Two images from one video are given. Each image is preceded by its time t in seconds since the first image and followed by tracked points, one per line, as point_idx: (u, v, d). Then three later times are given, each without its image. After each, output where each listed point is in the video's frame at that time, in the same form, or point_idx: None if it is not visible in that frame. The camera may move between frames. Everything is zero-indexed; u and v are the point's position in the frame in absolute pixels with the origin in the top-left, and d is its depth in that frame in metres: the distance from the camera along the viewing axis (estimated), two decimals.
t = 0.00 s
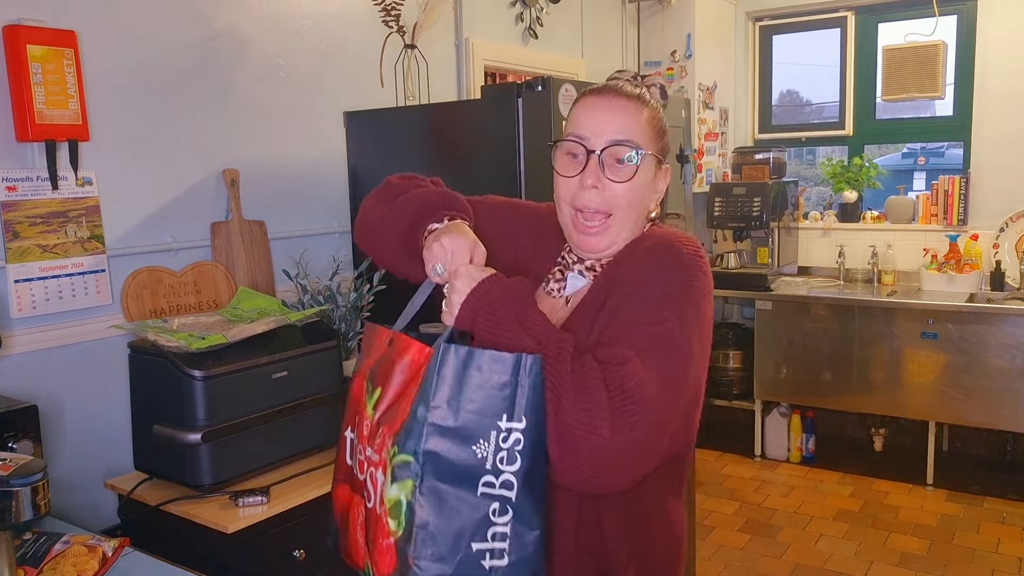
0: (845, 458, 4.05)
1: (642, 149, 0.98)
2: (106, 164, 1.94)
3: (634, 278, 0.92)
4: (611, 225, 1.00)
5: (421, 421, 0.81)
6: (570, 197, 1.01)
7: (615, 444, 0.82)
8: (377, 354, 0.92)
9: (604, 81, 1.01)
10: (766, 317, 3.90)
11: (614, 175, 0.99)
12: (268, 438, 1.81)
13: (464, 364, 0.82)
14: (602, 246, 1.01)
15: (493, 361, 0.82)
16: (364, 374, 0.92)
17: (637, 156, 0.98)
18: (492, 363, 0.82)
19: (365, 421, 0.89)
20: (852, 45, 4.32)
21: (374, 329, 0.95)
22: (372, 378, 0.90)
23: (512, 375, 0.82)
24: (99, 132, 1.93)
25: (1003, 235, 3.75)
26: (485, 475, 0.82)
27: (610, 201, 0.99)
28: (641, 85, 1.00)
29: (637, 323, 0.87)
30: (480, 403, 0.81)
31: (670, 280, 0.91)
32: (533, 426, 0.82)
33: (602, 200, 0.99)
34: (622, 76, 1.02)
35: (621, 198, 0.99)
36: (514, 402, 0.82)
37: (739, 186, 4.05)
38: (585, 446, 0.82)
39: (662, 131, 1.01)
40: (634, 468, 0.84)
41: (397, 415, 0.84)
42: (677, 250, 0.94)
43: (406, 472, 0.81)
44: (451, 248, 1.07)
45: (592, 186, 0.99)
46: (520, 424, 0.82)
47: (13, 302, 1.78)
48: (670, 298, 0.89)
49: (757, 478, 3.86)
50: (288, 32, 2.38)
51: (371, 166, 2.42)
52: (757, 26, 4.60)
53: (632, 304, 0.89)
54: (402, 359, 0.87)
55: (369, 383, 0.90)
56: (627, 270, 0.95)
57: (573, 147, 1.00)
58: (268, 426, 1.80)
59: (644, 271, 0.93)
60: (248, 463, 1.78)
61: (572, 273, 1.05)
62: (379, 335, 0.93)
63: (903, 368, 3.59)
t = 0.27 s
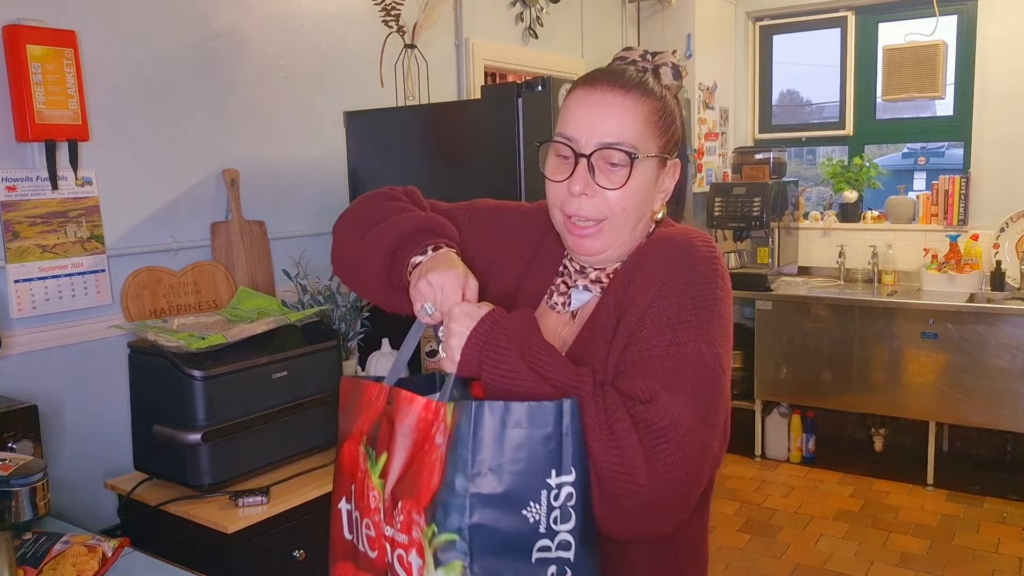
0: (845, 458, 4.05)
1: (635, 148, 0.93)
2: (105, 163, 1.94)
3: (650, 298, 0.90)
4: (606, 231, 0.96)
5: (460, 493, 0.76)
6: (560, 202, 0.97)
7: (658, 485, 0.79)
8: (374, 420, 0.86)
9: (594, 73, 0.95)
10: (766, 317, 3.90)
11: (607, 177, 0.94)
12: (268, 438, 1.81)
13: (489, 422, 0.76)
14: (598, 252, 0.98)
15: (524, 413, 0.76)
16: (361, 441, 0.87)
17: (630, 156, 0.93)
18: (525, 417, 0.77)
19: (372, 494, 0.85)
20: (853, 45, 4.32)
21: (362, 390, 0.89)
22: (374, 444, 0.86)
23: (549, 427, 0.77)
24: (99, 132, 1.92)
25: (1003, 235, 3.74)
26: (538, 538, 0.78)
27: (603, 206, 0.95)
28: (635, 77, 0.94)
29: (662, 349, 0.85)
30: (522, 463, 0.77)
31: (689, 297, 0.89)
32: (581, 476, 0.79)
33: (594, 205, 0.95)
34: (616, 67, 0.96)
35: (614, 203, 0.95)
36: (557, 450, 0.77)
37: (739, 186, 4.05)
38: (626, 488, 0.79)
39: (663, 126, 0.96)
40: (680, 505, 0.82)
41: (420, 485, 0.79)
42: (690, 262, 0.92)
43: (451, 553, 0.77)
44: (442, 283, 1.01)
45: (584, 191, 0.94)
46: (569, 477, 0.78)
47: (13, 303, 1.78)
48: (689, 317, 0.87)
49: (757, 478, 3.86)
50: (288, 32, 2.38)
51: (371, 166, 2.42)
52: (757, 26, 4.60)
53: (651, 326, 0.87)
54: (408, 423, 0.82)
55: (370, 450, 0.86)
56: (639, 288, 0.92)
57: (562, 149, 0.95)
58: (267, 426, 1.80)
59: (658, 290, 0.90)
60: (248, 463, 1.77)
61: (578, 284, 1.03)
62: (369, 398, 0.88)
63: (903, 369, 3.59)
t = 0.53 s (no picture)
0: (845, 458, 4.05)
1: (647, 138, 0.92)
2: (105, 164, 1.94)
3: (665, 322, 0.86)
4: (619, 231, 0.93)
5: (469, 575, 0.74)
6: (569, 200, 0.94)
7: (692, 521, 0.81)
8: (366, 468, 0.84)
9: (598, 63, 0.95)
10: (766, 317, 3.89)
11: (618, 170, 0.92)
12: (268, 439, 1.81)
13: (498, 502, 0.73)
14: (609, 255, 0.93)
15: (538, 489, 0.73)
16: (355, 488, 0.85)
17: (642, 146, 0.92)
18: (539, 495, 0.73)
19: (367, 547, 0.85)
20: (853, 45, 4.32)
21: (353, 431, 0.86)
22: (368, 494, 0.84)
23: (565, 499, 0.74)
24: (99, 132, 1.92)
25: (1003, 235, 3.74)
26: None
27: (616, 202, 0.92)
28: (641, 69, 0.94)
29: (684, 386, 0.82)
30: (537, 540, 0.74)
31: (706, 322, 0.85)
32: (599, 547, 0.77)
33: (606, 201, 0.92)
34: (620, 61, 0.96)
35: (627, 199, 0.92)
36: (571, 525, 0.75)
37: (739, 186, 4.05)
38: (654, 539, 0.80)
39: (670, 119, 0.96)
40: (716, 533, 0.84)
41: (422, 554, 0.78)
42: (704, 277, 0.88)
43: None
44: (432, 315, 0.97)
45: (596, 187, 0.91)
46: (587, 550, 0.76)
47: (13, 302, 1.78)
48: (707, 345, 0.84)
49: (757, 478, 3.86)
50: (287, 32, 2.38)
51: (371, 165, 2.42)
52: (757, 26, 4.60)
53: (667, 356, 0.83)
54: (409, 486, 0.80)
55: (363, 499, 0.85)
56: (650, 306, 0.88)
57: (570, 142, 0.94)
58: (267, 426, 1.80)
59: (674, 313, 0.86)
60: (247, 463, 1.77)
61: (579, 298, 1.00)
62: (359, 441, 0.85)
63: (903, 369, 3.58)
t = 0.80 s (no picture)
0: (845, 458, 4.05)
1: (639, 142, 0.95)
2: (105, 164, 1.94)
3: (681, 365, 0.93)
4: (614, 235, 0.96)
5: None
6: (564, 205, 0.96)
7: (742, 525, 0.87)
8: (346, 492, 0.82)
9: (589, 63, 0.98)
10: (766, 317, 3.89)
11: (613, 173, 0.95)
12: (267, 439, 1.81)
13: (489, 547, 0.75)
14: (602, 262, 0.96)
15: (528, 534, 0.76)
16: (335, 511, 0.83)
17: (635, 149, 0.95)
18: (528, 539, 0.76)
19: (350, 571, 0.82)
20: (853, 45, 4.32)
21: (331, 453, 0.84)
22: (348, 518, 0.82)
23: (554, 537, 0.77)
24: (99, 133, 1.92)
25: (1003, 235, 3.74)
26: None
27: (612, 204, 0.95)
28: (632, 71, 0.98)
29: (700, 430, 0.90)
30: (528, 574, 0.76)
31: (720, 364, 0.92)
32: None
33: (602, 204, 0.95)
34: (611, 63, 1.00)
35: (622, 202, 0.95)
36: (561, 561, 0.78)
37: (740, 186, 4.05)
38: None
39: (661, 122, 0.99)
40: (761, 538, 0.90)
41: None
42: (721, 315, 0.94)
43: None
44: (408, 340, 0.97)
45: (592, 190, 0.94)
46: None
47: (13, 303, 1.78)
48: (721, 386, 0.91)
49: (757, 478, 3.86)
50: (288, 32, 2.38)
51: (371, 166, 2.42)
52: (757, 26, 4.59)
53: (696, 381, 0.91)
54: (389, 516, 0.77)
55: (345, 523, 0.82)
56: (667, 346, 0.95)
57: (565, 144, 0.97)
58: (267, 426, 1.80)
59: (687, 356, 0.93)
60: (247, 463, 1.77)
61: (569, 311, 1.03)
62: (337, 464, 0.83)
63: (903, 369, 3.58)
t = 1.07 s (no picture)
0: (845, 458, 4.05)
1: (613, 143, 0.98)
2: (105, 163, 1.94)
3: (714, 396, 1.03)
4: (593, 235, 0.98)
5: None
6: (541, 206, 0.98)
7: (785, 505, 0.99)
8: (326, 508, 0.86)
9: (559, 65, 1.02)
10: (766, 317, 3.89)
11: (588, 174, 0.97)
12: (267, 439, 1.80)
13: (477, 564, 0.75)
14: (582, 262, 0.98)
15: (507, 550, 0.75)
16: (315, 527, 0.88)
17: (607, 148, 0.98)
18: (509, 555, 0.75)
19: None
20: (853, 45, 4.32)
21: (312, 469, 0.88)
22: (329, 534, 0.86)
23: (536, 548, 0.77)
24: (99, 133, 1.92)
25: (1003, 235, 3.74)
26: None
27: (587, 206, 0.97)
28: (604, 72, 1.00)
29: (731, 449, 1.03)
30: None
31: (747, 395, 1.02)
32: None
33: (579, 204, 0.97)
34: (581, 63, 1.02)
35: (598, 201, 0.97)
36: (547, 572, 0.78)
37: (740, 186, 4.05)
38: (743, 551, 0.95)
39: (635, 119, 1.02)
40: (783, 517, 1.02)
41: None
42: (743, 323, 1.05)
43: None
44: (378, 364, 0.95)
45: (567, 192, 0.97)
46: None
47: (13, 303, 1.78)
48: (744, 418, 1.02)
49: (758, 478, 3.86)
50: (288, 32, 2.38)
51: (371, 166, 2.42)
52: (757, 26, 4.59)
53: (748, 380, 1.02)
54: (370, 533, 0.81)
55: (324, 539, 0.87)
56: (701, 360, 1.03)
57: (538, 148, 0.99)
58: (267, 426, 1.79)
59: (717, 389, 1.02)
60: (247, 463, 1.77)
61: (560, 311, 1.06)
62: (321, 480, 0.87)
63: (904, 369, 3.58)
